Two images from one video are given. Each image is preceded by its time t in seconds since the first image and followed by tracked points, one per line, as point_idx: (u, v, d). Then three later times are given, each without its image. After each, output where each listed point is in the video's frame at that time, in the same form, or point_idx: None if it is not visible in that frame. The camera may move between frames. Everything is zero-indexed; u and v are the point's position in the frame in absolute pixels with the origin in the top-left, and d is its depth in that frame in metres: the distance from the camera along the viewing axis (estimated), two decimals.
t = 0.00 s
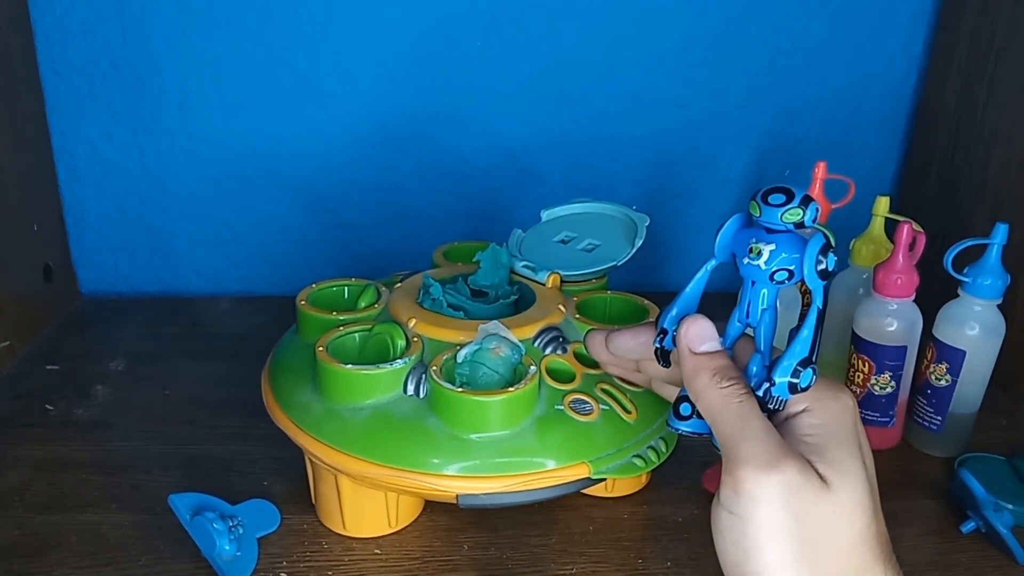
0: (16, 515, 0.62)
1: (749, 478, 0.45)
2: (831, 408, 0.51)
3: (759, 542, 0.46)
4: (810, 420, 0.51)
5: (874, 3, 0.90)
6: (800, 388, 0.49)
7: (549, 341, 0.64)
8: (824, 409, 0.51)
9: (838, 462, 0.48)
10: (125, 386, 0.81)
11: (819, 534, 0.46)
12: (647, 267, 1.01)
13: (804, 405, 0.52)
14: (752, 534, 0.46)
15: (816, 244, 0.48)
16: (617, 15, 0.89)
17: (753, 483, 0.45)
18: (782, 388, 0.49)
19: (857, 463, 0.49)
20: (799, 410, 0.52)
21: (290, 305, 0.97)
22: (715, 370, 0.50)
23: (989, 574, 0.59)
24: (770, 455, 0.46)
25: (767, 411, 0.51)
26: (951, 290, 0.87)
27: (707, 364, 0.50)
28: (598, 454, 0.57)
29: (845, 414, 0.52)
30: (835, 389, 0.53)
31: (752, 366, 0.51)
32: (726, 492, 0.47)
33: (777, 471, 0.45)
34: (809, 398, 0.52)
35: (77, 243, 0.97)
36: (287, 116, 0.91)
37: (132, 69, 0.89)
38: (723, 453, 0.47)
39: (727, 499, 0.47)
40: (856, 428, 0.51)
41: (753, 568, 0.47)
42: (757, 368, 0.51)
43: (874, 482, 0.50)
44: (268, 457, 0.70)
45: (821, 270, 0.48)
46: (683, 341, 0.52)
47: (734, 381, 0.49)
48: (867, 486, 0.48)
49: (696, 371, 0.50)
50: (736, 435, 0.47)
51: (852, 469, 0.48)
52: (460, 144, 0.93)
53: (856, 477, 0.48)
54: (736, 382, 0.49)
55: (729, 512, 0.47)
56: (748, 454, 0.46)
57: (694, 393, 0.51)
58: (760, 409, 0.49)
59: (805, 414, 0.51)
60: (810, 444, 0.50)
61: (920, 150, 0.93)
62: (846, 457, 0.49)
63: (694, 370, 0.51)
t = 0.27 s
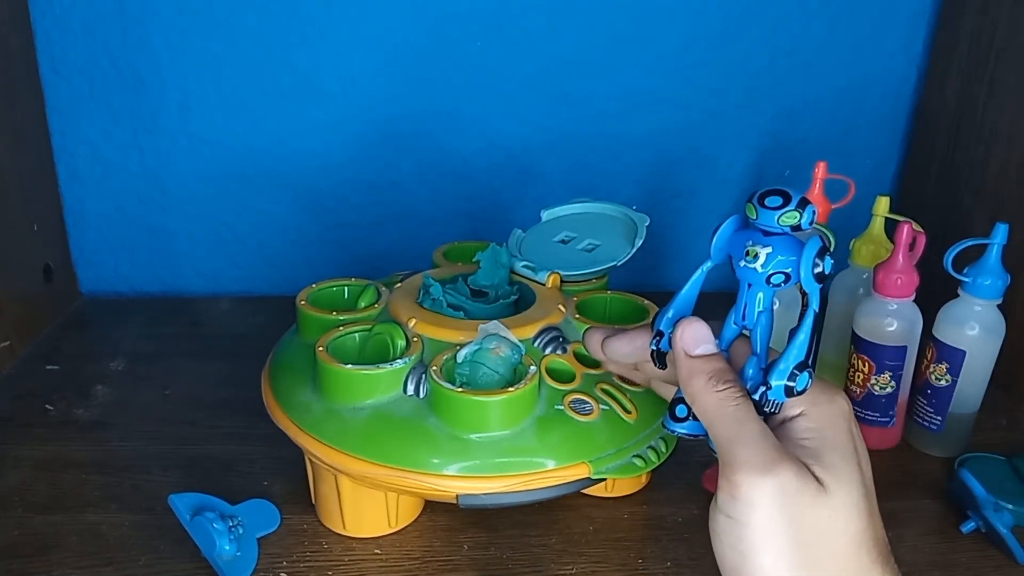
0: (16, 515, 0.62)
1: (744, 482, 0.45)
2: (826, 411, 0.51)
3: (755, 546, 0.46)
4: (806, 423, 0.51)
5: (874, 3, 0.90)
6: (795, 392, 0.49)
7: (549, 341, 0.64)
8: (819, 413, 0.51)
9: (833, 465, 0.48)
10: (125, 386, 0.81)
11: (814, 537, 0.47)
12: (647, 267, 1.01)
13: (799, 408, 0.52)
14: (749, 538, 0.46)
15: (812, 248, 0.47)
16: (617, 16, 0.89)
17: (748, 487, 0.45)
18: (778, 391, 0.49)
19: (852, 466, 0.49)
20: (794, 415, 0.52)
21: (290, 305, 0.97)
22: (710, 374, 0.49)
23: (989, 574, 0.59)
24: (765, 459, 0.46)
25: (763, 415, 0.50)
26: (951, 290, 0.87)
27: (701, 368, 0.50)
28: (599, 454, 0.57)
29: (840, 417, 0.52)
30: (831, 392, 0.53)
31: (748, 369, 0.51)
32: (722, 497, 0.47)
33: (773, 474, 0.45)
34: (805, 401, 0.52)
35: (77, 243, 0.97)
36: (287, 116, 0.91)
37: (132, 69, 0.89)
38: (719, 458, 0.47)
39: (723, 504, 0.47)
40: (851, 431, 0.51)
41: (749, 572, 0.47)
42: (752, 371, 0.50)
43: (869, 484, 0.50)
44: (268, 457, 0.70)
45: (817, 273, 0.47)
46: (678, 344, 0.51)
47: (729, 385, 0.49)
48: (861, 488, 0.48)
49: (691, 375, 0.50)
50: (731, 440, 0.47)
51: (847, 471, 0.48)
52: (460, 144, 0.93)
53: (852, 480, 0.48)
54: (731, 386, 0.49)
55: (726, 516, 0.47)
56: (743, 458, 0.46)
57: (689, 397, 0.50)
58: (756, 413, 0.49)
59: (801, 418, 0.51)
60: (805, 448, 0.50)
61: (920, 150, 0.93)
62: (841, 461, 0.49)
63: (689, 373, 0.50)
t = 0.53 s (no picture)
0: (16, 515, 0.62)
1: (745, 481, 0.45)
2: (826, 410, 0.51)
3: (756, 543, 0.47)
4: (806, 422, 0.51)
5: (874, 3, 0.90)
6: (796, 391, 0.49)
7: (549, 341, 0.63)
8: (819, 411, 0.51)
9: (833, 464, 0.48)
10: (126, 386, 0.80)
11: (814, 534, 0.47)
12: (648, 267, 1.01)
13: (800, 407, 0.52)
14: (750, 536, 0.47)
15: (816, 246, 0.48)
16: (617, 16, 0.89)
17: (749, 485, 0.45)
18: (779, 390, 0.49)
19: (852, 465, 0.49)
20: (795, 413, 0.52)
21: (290, 305, 0.97)
22: (711, 372, 0.50)
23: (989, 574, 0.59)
24: (766, 457, 0.46)
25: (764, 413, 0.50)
26: (951, 290, 0.87)
27: (702, 365, 0.51)
28: (599, 454, 0.57)
29: (839, 416, 0.52)
30: (831, 391, 0.53)
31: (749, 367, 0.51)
32: (723, 494, 0.47)
33: (775, 472, 0.45)
34: (806, 400, 0.52)
35: (77, 243, 0.97)
36: (287, 116, 0.91)
37: (132, 69, 0.89)
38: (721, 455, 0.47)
39: (724, 502, 0.47)
40: (851, 429, 0.52)
41: (750, 570, 0.48)
42: (754, 369, 0.50)
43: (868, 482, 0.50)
44: (268, 457, 0.70)
45: (820, 272, 0.48)
46: (679, 341, 0.52)
47: (730, 382, 0.49)
48: (861, 486, 0.49)
49: (692, 373, 0.51)
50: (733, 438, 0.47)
51: (847, 470, 0.48)
52: (460, 144, 0.93)
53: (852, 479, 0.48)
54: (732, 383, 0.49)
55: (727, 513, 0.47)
56: (744, 456, 0.46)
57: (691, 394, 0.51)
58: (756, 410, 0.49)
59: (802, 416, 0.51)
60: (806, 446, 0.50)
61: (920, 150, 0.93)
62: (842, 459, 0.49)
63: (690, 371, 0.51)
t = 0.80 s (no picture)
0: (16, 515, 0.62)
1: (755, 469, 0.45)
2: (834, 406, 0.52)
3: (762, 533, 0.47)
4: (814, 417, 0.51)
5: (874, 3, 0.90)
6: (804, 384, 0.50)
7: (549, 341, 0.63)
8: (827, 407, 0.52)
9: (840, 459, 0.49)
10: (125, 386, 0.80)
11: (819, 527, 0.47)
12: (647, 267, 1.01)
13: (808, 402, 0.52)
14: (757, 526, 0.47)
15: (830, 243, 0.49)
16: (617, 16, 0.89)
17: (758, 474, 0.45)
18: (788, 383, 0.50)
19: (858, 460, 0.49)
20: (803, 408, 0.52)
21: (290, 305, 0.97)
22: (721, 362, 0.50)
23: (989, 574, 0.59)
24: (776, 447, 0.46)
25: (772, 406, 0.51)
26: (951, 290, 0.87)
27: (711, 355, 0.50)
28: (598, 454, 0.57)
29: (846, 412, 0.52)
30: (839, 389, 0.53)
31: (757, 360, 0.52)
32: (730, 483, 0.47)
33: (783, 462, 0.46)
34: (813, 395, 0.52)
35: (77, 243, 0.97)
36: (287, 116, 0.91)
37: (132, 69, 0.89)
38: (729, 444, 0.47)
39: (732, 491, 0.47)
40: (857, 427, 0.52)
41: (755, 560, 0.48)
42: (763, 362, 0.52)
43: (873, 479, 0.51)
44: (268, 457, 0.70)
45: (833, 269, 0.48)
46: (689, 332, 0.51)
47: (740, 372, 0.49)
48: (867, 482, 0.49)
49: (701, 362, 0.50)
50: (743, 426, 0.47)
51: (854, 465, 0.49)
52: (460, 144, 0.93)
53: (859, 473, 0.48)
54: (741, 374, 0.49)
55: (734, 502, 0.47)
56: (754, 445, 0.46)
57: (698, 384, 0.50)
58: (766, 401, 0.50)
59: (809, 411, 0.52)
60: (813, 440, 0.50)
61: (920, 150, 0.93)
62: (848, 454, 0.49)
63: (699, 361, 0.50)
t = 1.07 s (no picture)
0: (16, 515, 0.62)
1: (756, 467, 0.45)
2: (834, 405, 0.52)
3: (762, 531, 0.47)
4: (814, 415, 0.51)
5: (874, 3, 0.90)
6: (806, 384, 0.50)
7: (549, 341, 0.63)
8: (828, 406, 0.52)
9: (840, 458, 0.49)
10: (125, 386, 0.80)
11: (819, 526, 0.47)
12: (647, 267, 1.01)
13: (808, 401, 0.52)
14: (757, 524, 0.47)
15: (833, 242, 0.49)
16: (617, 15, 0.89)
17: (759, 472, 0.45)
18: (789, 381, 0.50)
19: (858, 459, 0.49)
20: (803, 406, 0.52)
21: (290, 305, 0.97)
22: (722, 360, 0.50)
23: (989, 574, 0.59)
24: (777, 445, 0.46)
25: (773, 405, 0.51)
26: (951, 290, 0.87)
27: (713, 353, 0.50)
28: (599, 454, 0.57)
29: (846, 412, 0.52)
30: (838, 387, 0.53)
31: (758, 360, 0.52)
32: (731, 481, 0.47)
33: (784, 460, 0.46)
34: (813, 393, 0.52)
35: (77, 243, 0.97)
36: (288, 115, 0.91)
37: (132, 69, 0.89)
38: (729, 442, 0.47)
39: (732, 489, 0.47)
40: (857, 426, 0.52)
41: (756, 559, 0.47)
42: (763, 361, 0.52)
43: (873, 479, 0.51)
44: (268, 457, 0.70)
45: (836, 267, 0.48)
46: (690, 329, 0.51)
47: (741, 371, 0.49)
48: (867, 481, 0.49)
49: (703, 360, 0.50)
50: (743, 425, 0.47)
51: (854, 464, 0.49)
52: (460, 144, 0.93)
53: (859, 472, 0.48)
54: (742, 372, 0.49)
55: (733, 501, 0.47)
56: (755, 443, 0.46)
57: (699, 382, 0.50)
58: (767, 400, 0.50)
59: (809, 410, 0.52)
60: (813, 439, 0.50)
61: (920, 149, 0.93)
62: (849, 452, 0.49)
63: (701, 358, 0.50)
